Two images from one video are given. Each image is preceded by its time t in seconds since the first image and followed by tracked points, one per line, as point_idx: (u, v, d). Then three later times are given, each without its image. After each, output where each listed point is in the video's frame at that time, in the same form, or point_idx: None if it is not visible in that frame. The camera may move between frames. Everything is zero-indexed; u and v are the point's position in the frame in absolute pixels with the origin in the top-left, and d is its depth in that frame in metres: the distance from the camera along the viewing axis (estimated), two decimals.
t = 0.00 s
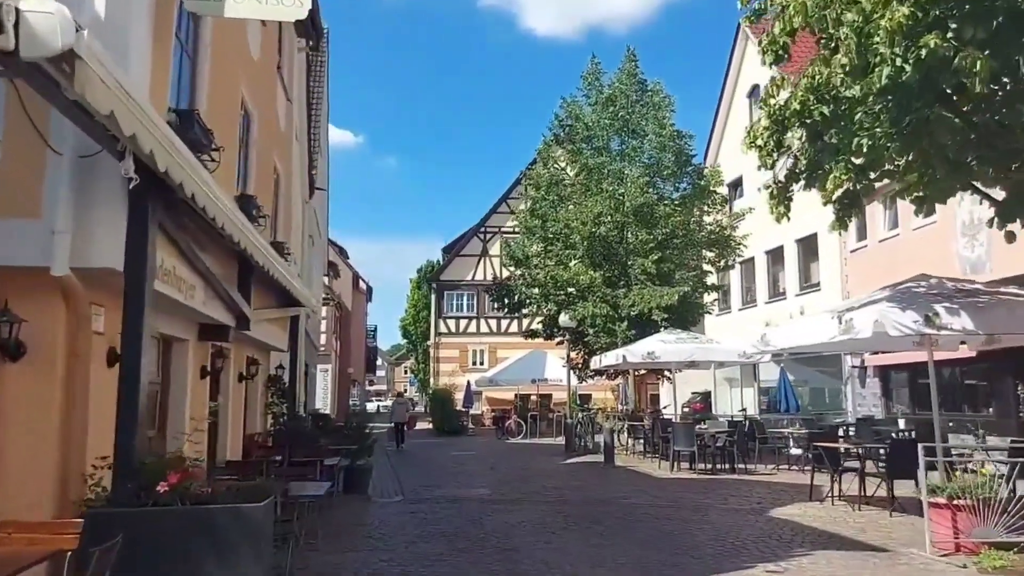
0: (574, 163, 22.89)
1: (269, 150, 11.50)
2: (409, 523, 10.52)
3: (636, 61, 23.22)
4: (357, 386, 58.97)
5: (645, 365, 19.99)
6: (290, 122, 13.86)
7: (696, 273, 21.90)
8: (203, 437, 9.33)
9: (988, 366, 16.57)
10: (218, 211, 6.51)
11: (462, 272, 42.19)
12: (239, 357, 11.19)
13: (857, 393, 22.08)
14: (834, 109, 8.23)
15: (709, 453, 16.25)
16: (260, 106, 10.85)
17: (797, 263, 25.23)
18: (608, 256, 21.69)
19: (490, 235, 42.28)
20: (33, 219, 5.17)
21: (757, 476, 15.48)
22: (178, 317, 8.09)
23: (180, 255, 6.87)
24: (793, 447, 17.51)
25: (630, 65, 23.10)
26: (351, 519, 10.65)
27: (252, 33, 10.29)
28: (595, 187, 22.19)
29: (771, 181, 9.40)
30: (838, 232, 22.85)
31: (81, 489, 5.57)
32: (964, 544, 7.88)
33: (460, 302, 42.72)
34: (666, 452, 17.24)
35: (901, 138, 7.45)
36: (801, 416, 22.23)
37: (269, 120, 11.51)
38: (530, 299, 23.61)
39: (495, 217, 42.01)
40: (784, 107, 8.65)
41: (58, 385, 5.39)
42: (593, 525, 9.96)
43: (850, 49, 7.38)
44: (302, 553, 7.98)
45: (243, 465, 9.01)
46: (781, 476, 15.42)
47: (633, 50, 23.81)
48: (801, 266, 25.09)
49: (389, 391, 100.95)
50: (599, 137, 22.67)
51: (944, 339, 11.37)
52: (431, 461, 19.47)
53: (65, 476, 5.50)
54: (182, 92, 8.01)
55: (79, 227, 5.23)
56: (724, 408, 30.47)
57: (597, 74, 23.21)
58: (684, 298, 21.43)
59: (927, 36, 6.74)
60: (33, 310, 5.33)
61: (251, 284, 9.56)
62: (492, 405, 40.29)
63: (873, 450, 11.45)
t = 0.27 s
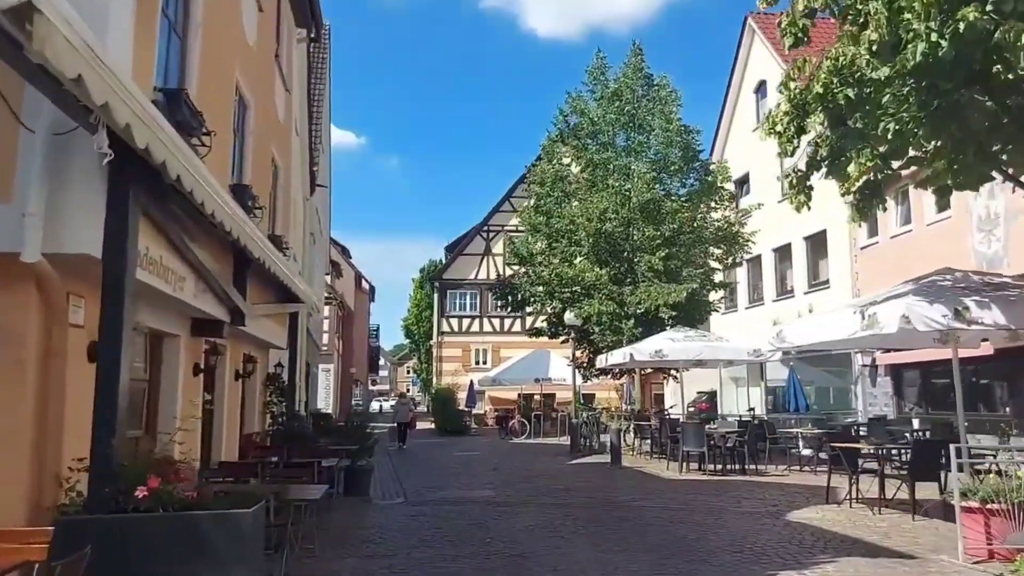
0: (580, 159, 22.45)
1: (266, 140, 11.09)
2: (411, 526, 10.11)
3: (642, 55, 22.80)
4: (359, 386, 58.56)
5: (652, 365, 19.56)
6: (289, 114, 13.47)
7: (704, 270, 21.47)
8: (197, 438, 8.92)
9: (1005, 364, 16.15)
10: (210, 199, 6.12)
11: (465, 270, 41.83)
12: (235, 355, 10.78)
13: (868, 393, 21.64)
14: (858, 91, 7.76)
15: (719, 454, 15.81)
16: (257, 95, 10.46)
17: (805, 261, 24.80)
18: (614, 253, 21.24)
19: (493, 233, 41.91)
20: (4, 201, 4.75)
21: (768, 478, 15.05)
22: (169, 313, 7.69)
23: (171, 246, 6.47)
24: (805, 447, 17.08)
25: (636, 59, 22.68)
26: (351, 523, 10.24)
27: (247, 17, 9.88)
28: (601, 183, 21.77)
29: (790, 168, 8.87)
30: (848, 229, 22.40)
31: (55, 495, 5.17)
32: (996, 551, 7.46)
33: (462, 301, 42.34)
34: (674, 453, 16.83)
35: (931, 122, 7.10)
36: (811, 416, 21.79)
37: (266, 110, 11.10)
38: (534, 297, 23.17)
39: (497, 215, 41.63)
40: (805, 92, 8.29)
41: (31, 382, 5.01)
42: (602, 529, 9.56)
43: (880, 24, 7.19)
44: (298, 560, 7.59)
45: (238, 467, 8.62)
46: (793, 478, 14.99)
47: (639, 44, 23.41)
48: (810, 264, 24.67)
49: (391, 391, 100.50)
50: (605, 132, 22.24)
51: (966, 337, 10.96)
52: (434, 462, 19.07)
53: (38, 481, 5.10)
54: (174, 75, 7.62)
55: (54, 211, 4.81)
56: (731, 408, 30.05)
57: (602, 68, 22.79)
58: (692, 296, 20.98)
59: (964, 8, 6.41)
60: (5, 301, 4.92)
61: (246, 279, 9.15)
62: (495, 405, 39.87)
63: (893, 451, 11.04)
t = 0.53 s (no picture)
0: (584, 153, 21.99)
1: (261, 130, 10.65)
2: (412, 533, 9.67)
3: (648, 47, 22.33)
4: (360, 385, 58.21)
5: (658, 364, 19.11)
6: (287, 104, 13.03)
7: (711, 267, 21.02)
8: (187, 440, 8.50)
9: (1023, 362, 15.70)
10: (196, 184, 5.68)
11: (467, 268, 41.45)
12: (229, 353, 10.36)
13: (879, 392, 21.18)
14: (885, 71, 7.38)
15: (729, 455, 15.37)
16: (252, 80, 10.02)
17: (814, 258, 24.34)
18: (620, 249, 20.79)
19: (495, 231, 41.52)
20: None
21: (780, 480, 14.61)
22: (155, 308, 7.26)
23: (153, 234, 6.04)
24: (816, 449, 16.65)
25: (642, 51, 22.21)
26: (349, 529, 9.80)
27: None
28: (606, 177, 21.30)
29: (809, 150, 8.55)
30: (858, 225, 21.94)
31: (21, 503, 4.86)
32: None
33: (464, 298, 41.93)
34: (682, 453, 16.40)
35: (962, 105, 6.79)
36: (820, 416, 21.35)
37: (262, 97, 10.66)
38: (537, 294, 22.70)
39: (500, 213, 41.23)
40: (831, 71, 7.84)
41: None
42: (613, 536, 9.10)
43: None
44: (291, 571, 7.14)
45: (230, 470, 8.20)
46: (806, 480, 14.54)
47: (645, 36, 22.98)
48: (819, 260, 24.21)
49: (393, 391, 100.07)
50: (610, 125, 21.78)
51: (991, 334, 10.50)
52: (436, 462, 18.63)
53: (0, 489, 4.82)
54: (160, 55, 7.20)
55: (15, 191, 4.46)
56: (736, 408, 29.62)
57: (607, 60, 22.33)
58: (700, 293, 20.51)
59: None
60: None
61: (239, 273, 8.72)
62: (497, 405, 39.42)
63: (913, 453, 10.61)
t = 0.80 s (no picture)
0: (589, 148, 21.55)
1: (255, 120, 10.25)
2: (412, 537, 9.27)
3: (655, 40, 21.87)
4: (363, 385, 57.87)
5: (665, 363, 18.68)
6: (284, 94, 12.64)
7: (719, 264, 20.58)
8: (176, 441, 8.14)
9: None
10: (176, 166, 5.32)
11: (471, 267, 41.10)
12: (222, 350, 9.98)
13: (891, 392, 20.71)
14: (910, 51, 6.95)
15: (739, 456, 14.95)
16: (244, 68, 9.63)
17: (823, 255, 23.92)
18: (626, 246, 20.36)
19: (499, 230, 41.15)
20: None
21: (792, 482, 14.19)
22: (139, 302, 6.90)
23: (133, 222, 5.68)
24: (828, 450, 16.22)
25: (648, 44, 21.77)
26: (347, 533, 9.41)
27: None
28: (612, 173, 20.87)
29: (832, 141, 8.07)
30: (869, 221, 21.53)
31: None
32: None
33: (468, 298, 41.57)
34: (690, 454, 15.99)
35: (992, 87, 6.38)
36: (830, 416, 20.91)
37: (256, 86, 10.26)
38: (541, 292, 22.28)
39: (504, 211, 40.87)
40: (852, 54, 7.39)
41: None
42: (622, 542, 8.71)
43: None
44: None
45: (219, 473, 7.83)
46: (819, 482, 14.12)
47: (651, 30, 22.54)
48: (829, 258, 23.77)
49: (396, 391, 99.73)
50: (616, 121, 21.33)
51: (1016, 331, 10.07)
52: (438, 463, 18.25)
53: None
54: (143, 35, 6.82)
55: None
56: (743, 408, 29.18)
57: (612, 54, 21.89)
58: (708, 291, 20.07)
59: None
60: None
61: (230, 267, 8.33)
62: (501, 405, 39.04)
63: (935, 454, 10.19)
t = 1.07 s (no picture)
0: (598, 141, 21.10)
1: (254, 106, 9.85)
2: (415, 542, 8.83)
3: (666, 31, 21.41)
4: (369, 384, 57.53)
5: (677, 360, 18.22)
6: (286, 82, 12.27)
7: (732, 260, 20.10)
8: (169, 441, 7.77)
9: None
10: (156, 142, 4.92)
11: (477, 265, 40.71)
12: (218, 346, 9.58)
13: (908, 391, 20.05)
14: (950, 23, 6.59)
15: (755, 457, 14.47)
16: (241, 51, 9.24)
17: (838, 251, 23.38)
18: (636, 241, 19.90)
19: (506, 227, 40.73)
20: None
21: (811, 484, 13.69)
22: (124, 294, 6.51)
23: (112, 204, 5.29)
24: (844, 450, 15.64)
25: (659, 35, 21.32)
26: (347, 538, 8.99)
27: None
28: (622, 166, 20.42)
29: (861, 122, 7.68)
30: (887, 216, 21.00)
31: None
32: None
33: (475, 296, 41.18)
34: (703, 455, 15.54)
35: None
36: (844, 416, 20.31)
37: (254, 70, 9.86)
38: (550, 288, 21.84)
39: (511, 208, 40.45)
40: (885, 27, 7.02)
41: None
42: (636, 548, 8.28)
43: None
44: None
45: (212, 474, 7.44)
46: (839, 484, 13.62)
47: (662, 20, 22.09)
48: (844, 253, 23.25)
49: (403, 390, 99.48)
50: (626, 112, 20.89)
51: None
52: (444, 463, 17.84)
53: None
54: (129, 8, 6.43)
55: None
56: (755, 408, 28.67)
57: (622, 44, 21.43)
58: (721, 287, 19.59)
59: None
60: None
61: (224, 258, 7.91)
62: (508, 404, 38.63)
63: (964, 456, 9.71)
